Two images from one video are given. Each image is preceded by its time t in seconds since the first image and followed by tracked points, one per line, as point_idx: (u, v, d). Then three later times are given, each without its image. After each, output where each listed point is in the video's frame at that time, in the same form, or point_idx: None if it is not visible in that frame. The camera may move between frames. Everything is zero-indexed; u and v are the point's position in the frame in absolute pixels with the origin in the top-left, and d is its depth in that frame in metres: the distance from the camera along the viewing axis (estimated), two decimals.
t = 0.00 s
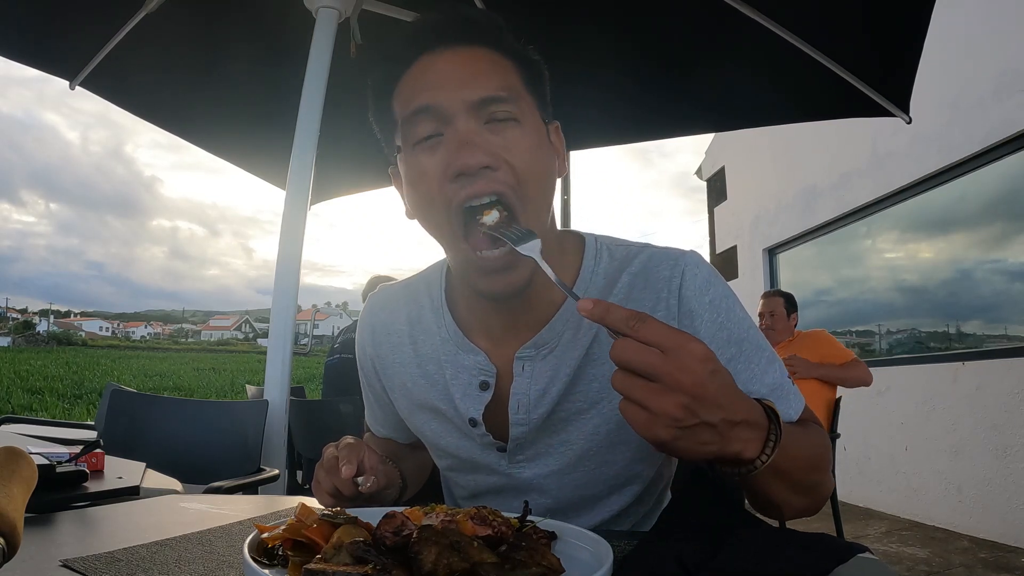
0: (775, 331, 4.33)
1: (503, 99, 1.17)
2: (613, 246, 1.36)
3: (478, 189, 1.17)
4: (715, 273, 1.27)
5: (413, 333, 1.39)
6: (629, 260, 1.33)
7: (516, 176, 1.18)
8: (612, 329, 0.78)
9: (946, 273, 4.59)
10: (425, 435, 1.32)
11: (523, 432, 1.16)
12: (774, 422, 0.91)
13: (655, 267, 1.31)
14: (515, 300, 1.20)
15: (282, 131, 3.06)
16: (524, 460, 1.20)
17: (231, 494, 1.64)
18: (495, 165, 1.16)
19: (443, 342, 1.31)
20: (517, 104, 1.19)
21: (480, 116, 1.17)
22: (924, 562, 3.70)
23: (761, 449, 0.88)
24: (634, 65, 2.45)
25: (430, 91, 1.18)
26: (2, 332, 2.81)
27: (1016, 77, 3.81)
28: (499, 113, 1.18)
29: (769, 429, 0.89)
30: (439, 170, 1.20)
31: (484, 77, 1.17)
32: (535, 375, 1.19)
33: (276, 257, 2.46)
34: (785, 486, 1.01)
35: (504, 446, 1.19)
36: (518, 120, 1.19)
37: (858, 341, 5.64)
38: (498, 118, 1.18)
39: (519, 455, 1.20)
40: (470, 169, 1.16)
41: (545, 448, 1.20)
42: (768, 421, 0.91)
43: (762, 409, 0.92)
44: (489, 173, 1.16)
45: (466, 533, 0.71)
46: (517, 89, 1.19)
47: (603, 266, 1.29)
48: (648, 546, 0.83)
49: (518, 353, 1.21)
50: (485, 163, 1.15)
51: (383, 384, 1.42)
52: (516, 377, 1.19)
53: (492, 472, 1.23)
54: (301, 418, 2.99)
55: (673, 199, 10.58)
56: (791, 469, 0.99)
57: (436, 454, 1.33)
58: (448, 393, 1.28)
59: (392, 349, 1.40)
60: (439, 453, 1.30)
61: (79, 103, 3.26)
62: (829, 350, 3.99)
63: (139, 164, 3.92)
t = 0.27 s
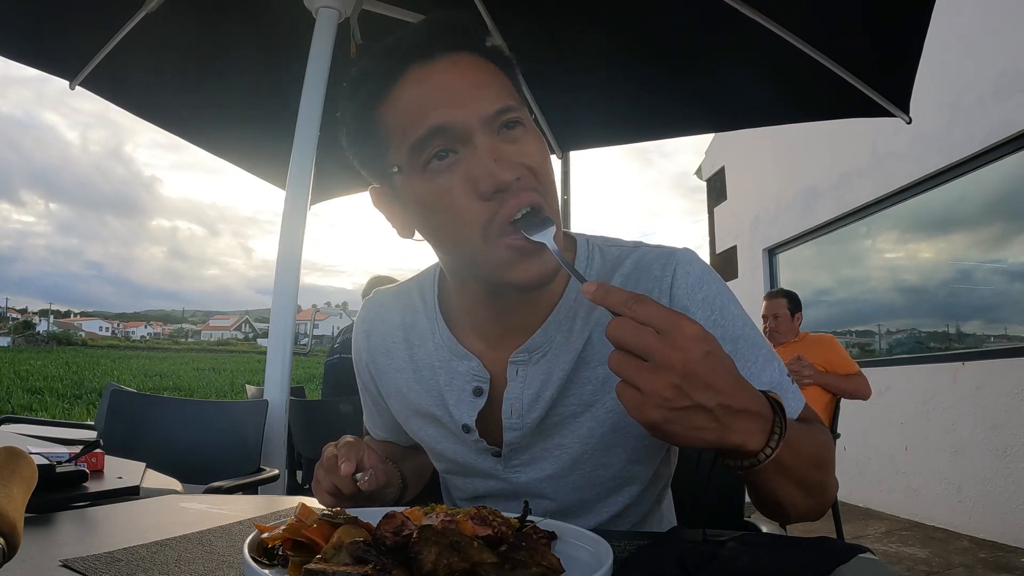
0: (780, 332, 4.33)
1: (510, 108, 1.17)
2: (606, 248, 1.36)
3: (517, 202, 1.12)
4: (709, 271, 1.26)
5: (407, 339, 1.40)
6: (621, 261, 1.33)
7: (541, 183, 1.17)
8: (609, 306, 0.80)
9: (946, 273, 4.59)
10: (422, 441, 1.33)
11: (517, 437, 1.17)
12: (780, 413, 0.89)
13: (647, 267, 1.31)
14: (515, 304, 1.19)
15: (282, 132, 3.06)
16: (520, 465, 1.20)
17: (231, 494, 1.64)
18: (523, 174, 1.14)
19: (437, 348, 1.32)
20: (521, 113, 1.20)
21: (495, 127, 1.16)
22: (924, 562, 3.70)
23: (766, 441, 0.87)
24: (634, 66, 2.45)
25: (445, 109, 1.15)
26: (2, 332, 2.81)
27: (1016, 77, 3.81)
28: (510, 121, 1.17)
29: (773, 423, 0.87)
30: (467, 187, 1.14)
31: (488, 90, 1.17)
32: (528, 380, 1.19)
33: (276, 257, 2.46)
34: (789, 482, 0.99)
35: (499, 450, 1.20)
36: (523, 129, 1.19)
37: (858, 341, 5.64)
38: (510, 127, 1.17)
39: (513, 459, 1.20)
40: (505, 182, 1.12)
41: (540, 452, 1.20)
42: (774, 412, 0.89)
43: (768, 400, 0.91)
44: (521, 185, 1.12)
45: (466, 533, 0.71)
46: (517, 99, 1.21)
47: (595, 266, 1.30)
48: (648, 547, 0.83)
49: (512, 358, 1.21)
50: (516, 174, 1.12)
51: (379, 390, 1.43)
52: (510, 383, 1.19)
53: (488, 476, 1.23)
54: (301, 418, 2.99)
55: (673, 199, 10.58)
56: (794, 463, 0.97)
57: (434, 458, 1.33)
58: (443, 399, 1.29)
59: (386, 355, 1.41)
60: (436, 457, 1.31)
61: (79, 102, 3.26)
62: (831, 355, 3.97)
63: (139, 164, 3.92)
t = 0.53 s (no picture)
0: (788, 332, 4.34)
1: (486, 108, 1.15)
2: (603, 247, 1.35)
3: (476, 206, 1.09)
4: (706, 275, 1.27)
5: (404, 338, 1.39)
6: (618, 261, 1.32)
7: (509, 189, 1.12)
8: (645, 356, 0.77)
9: (946, 273, 4.59)
10: (420, 440, 1.32)
11: (515, 436, 1.16)
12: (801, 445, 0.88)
13: (645, 268, 1.30)
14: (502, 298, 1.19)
15: (282, 132, 3.06)
16: (517, 464, 1.20)
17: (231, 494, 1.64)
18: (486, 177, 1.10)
19: (433, 347, 1.32)
20: (499, 114, 1.17)
21: (465, 127, 1.14)
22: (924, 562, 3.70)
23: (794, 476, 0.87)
24: (634, 65, 2.45)
25: (416, 107, 1.15)
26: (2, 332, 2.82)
27: (1016, 77, 3.81)
28: (483, 122, 1.15)
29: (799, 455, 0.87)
30: (432, 187, 1.13)
31: (465, 90, 1.15)
32: (525, 380, 1.18)
33: (276, 257, 2.46)
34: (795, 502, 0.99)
35: (496, 449, 1.20)
36: (500, 129, 1.17)
37: (858, 341, 5.64)
38: (482, 128, 1.15)
39: (511, 458, 1.20)
40: (463, 184, 1.09)
41: (537, 451, 1.20)
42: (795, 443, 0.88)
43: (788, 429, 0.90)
44: (482, 190, 1.09)
45: (466, 533, 0.71)
46: (500, 99, 1.18)
47: (592, 268, 1.28)
48: (648, 547, 0.83)
49: (509, 358, 1.20)
50: (477, 177, 1.09)
51: (377, 390, 1.43)
52: (507, 383, 1.18)
53: (486, 476, 1.23)
54: (301, 418, 2.99)
55: (673, 198, 10.57)
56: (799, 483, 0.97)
57: (431, 457, 1.33)
58: (439, 398, 1.28)
59: (384, 355, 1.40)
60: (434, 457, 1.30)
61: (78, 102, 3.27)
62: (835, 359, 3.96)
63: (139, 164, 3.93)
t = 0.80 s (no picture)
0: (787, 334, 4.33)
1: (471, 109, 1.13)
2: (612, 249, 1.32)
3: (435, 205, 1.06)
4: (715, 281, 1.25)
5: (412, 331, 1.38)
6: (626, 262, 1.29)
7: (474, 189, 1.07)
8: (686, 457, 0.78)
9: (946, 273, 4.59)
10: (425, 433, 1.31)
11: (524, 432, 1.15)
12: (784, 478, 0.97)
13: (656, 271, 1.26)
14: (504, 291, 1.21)
15: (281, 131, 3.06)
16: (524, 458, 1.20)
17: (231, 493, 1.64)
18: (448, 176, 1.07)
19: (441, 339, 1.30)
20: (487, 115, 1.14)
21: (445, 128, 1.12)
22: (924, 562, 3.70)
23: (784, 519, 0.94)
24: (633, 65, 2.46)
25: (403, 104, 1.14)
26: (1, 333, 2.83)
27: (1016, 77, 3.81)
28: (465, 124, 1.13)
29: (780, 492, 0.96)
30: (404, 183, 1.12)
31: (455, 90, 1.13)
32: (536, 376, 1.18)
33: (276, 257, 2.46)
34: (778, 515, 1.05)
35: (504, 442, 1.19)
36: (486, 130, 1.13)
37: (858, 341, 5.64)
38: (464, 130, 1.13)
39: (518, 453, 1.19)
40: (423, 182, 1.06)
41: (544, 447, 1.19)
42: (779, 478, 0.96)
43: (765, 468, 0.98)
44: (443, 188, 1.05)
45: (466, 533, 0.71)
46: (486, 98, 1.14)
47: (602, 269, 1.26)
48: (647, 547, 0.83)
49: (519, 354, 1.20)
50: (440, 175, 1.06)
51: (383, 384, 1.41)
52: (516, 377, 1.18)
53: (492, 469, 1.23)
54: (302, 418, 2.99)
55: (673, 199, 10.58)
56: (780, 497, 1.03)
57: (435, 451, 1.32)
58: (449, 391, 1.26)
59: (391, 349, 1.39)
60: (441, 452, 1.29)
61: (79, 102, 3.27)
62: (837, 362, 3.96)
63: (139, 164, 3.93)
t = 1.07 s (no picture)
0: (786, 335, 4.34)
1: (514, 106, 1.16)
2: (627, 248, 1.34)
3: (472, 189, 1.09)
4: (722, 282, 1.26)
5: (431, 320, 1.37)
6: (642, 261, 1.30)
7: (513, 175, 1.10)
8: (693, 481, 0.75)
9: (947, 273, 4.59)
10: (438, 422, 1.30)
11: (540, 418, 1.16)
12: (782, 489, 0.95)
13: (669, 268, 1.27)
14: (529, 282, 1.22)
15: (281, 130, 3.06)
16: (537, 446, 1.18)
17: (231, 493, 1.64)
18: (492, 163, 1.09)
19: (462, 327, 1.29)
20: (529, 113, 1.17)
21: (489, 120, 1.16)
22: (924, 562, 3.70)
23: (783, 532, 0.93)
24: (633, 65, 2.46)
25: (450, 95, 1.18)
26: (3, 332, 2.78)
27: (1016, 77, 3.81)
28: (508, 118, 1.16)
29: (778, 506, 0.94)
30: (447, 169, 1.15)
31: (501, 84, 1.17)
32: (553, 365, 1.18)
33: (276, 257, 2.46)
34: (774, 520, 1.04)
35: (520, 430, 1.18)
36: (528, 128, 1.16)
37: (858, 341, 5.64)
38: (507, 124, 1.16)
39: (532, 440, 1.17)
40: (467, 165, 1.09)
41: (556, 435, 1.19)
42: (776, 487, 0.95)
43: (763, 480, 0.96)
44: (485, 173, 1.09)
45: (466, 533, 0.71)
46: (530, 97, 1.18)
47: (619, 267, 1.27)
48: (647, 546, 0.83)
49: (539, 342, 1.20)
50: (483, 160, 1.09)
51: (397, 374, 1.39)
52: (534, 366, 1.18)
53: (503, 458, 1.21)
54: (302, 418, 2.99)
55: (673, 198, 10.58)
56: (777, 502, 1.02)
57: (445, 441, 1.30)
58: (467, 379, 1.26)
59: (408, 339, 1.38)
60: (451, 441, 1.28)
61: (78, 102, 3.27)
62: (835, 362, 3.95)
63: (139, 163, 3.93)
